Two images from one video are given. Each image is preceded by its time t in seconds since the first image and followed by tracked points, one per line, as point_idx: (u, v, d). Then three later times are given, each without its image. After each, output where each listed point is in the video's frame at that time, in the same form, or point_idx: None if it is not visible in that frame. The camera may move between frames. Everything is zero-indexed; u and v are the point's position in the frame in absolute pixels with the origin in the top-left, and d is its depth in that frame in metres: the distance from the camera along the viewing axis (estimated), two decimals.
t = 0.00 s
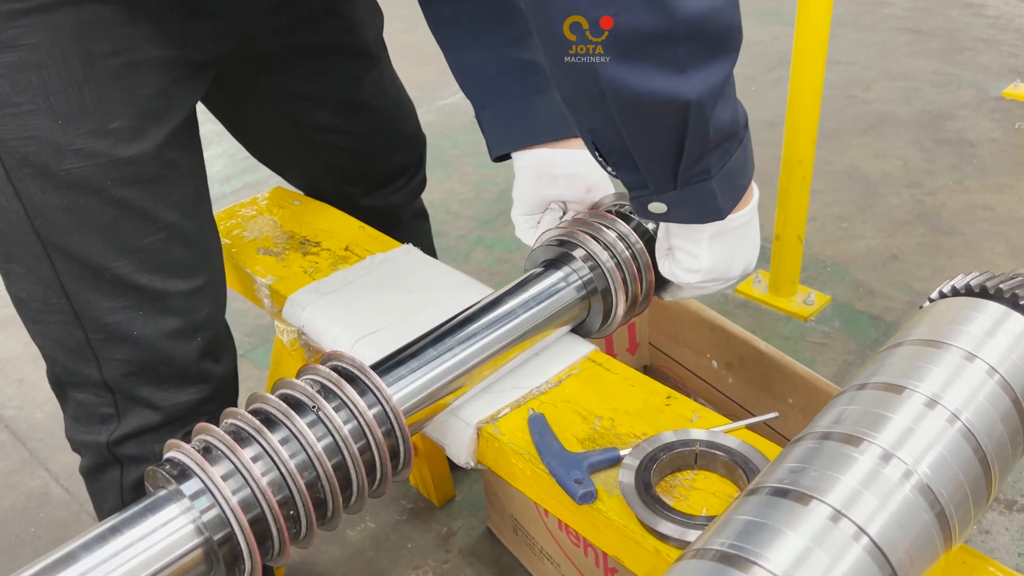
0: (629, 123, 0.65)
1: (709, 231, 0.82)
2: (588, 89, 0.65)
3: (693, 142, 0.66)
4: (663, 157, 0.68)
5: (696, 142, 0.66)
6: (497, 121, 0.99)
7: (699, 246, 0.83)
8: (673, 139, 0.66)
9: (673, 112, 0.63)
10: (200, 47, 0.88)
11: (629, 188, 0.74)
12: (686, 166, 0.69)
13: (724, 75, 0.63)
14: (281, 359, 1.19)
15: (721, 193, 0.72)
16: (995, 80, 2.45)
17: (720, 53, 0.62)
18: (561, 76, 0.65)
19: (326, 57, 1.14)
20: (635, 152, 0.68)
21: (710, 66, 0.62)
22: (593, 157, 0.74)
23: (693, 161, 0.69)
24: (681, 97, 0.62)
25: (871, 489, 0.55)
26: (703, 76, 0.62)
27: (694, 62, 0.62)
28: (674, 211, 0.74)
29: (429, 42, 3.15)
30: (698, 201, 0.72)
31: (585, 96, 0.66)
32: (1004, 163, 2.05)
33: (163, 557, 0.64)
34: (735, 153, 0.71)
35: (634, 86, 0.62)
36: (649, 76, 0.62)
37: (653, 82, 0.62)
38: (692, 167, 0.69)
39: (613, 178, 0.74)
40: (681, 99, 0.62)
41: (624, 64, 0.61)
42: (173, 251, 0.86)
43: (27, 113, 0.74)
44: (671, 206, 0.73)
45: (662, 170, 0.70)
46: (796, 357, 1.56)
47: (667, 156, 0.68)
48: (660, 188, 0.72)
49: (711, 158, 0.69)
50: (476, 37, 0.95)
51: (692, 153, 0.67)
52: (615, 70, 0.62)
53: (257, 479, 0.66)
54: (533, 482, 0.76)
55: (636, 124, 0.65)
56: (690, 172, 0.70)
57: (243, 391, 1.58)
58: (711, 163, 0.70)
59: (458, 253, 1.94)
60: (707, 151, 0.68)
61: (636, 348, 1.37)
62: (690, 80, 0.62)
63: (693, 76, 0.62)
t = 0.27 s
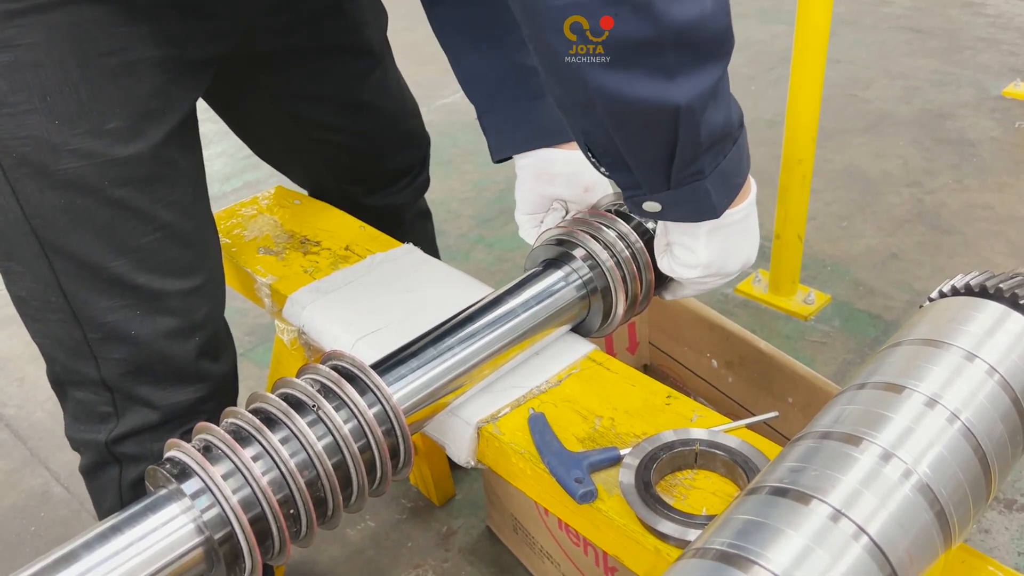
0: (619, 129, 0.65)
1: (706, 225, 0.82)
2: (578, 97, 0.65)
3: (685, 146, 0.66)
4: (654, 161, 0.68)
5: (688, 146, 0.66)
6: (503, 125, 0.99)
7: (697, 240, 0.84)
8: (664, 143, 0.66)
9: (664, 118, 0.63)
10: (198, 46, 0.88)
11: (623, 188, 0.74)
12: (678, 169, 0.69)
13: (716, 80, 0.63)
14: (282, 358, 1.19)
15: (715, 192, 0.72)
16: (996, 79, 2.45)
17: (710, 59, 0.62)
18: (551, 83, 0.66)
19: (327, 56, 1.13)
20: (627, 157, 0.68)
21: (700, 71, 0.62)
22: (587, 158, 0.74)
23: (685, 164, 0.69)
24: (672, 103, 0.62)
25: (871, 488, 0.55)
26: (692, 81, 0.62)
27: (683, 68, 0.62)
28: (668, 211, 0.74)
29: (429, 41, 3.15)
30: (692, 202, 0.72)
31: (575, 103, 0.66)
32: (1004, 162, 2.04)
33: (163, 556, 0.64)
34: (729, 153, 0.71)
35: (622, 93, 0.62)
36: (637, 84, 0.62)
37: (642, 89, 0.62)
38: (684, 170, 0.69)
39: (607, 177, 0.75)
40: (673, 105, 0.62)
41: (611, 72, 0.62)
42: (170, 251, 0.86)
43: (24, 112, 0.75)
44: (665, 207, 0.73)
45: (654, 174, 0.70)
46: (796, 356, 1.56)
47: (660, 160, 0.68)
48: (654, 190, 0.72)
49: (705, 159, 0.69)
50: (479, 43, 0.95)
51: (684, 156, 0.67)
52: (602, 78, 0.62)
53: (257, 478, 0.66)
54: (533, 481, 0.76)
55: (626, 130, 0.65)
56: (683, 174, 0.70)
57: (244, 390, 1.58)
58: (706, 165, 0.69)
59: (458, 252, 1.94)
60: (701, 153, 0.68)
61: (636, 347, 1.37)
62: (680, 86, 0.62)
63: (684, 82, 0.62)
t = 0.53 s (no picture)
0: (614, 133, 0.65)
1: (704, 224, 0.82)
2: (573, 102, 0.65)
3: (680, 148, 0.66)
4: (650, 163, 0.68)
5: (684, 148, 0.66)
6: (505, 132, 0.99)
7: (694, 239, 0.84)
8: (659, 146, 0.66)
9: (659, 122, 0.63)
10: (197, 46, 0.88)
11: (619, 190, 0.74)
12: (674, 171, 0.69)
13: (711, 84, 0.63)
14: (282, 357, 1.19)
15: (712, 193, 0.72)
16: (996, 78, 2.45)
17: (704, 62, 0.63)
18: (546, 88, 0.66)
19: (327, 56, 1.13)
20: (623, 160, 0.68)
21: (693, 75, 0.63)
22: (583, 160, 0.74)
23: (682, 166, 0.68)
24: (666, 107, 0.62)
25: (871, 487, 0.55)
26: (687, 86, 0.62)
27: (677, 72, 0.62)
28: (665, 212, 0.74)
29: (429, 40, 3.15)
30: (688, 203, 0.72)
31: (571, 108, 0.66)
32: (1005, 161, 2.04)
33: (163, 555, 0.64)
34: (725, 154, 0.71)
35: (616, 98, 0.62)
36: (632, 88, 0.62)
37: (635, 93, 0.62)
38: (680, 172, 0.69)
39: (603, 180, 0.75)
40: (668, 109, 0.62)
41: (606, 77, 0.62)
42: (169, 251, 0.86)
43: (22, 112, 0.75)
44: (662, 208, 0.73)
45: (650, 176, 0.70)
46: (796, 355, 1.56)
47: (655, 162, 0.68)
48: (650, 191, 0.72)
49: (701, 161, 0.69)
50: (479, 50, 0.95)
51: (680, 159, 0.67)
52: (597, 83, 0.62)
53: (257, 477, 0.66)
54: (534, 480, 0.76)
55: (620, 134, 0.65)
56: (679, 176, 0.70)
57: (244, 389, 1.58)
58: (702, 166, 0.69)
59: (459, 251, 1.94)
60: (697, 155, 0.68)
61: (637, 347, 1.37)
62: (674, 90, 0.62)
63: (678, 85, 0.62)
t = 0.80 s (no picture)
0: (597, 137, 0.65)
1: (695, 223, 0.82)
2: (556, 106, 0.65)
3: (665, 152, 0.66)
4: (634, 166, 0.68)
5: (669, 151, 0.66)
6: (506, 135, 0.98)
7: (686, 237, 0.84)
8: (642, 150, 0.66)
9: (643, 126, 0.63)
10: (197, 45, 0.88)
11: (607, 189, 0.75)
12: (660, 173, 0.69)
13: (696, 88, 0.63)
14: (282, 357, 1.19)
15: (701, 193, 0.72)
16: (996, 78, 2.45)
17: (687, 67, 0.62)
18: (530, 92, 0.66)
19: (327, 55, 1.13)
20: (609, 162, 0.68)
21: (677, 79, 0.62)
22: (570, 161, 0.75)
23: (668, 168, 0.68)
24: (649, 112, 0.62)
25: (872, 486, 0.55)
26: (669, 91, 0.62)
27: (659, 77, 0.62)
28: (653, 211, 0.74)
29: (429, 39, 3.15)
30: (675, 203, 0.72)
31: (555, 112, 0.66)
32: (1004, 161, 2.04)
33: (165, 554, 0.64)
34: (715, 156, 0.70)
35: (597, 105, 0.62)
36: (612, 95, 0.62)
37: (616, 100, 0.62)
38: (667, 174, 0.69)
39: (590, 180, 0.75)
40: (651, 114, 0.62)
41: (586, 84, 0.62)
42: (170, 250, 0.86)
43: (23, 112, 0.75)
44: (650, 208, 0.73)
45: (635, 179, 0.70)
46: (796, 355, 1.56)
47: (641, 165, 0.68)
48: (637, 192, 0.72)
49: (689, 163, 0.69)
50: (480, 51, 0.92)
51: (665, 161, 0.67)
52: (576, 91, 0.62)
53: (258, 476, 0.66)
54: (534, 480, 0.76)
55: (603, 139, 0.65)
56: (666, 178, 0.70)
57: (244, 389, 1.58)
58: (690, 169, 0.69)
59: (459, 251, 1.94)
60: (684, 157, 0.68)
61: (637, 346, 1.37)
62: (657, 95, 0.62)
63: (660, 90, 0.62)
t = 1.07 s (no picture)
0: (593, 144, 0.65)
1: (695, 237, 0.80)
2: (552, 112, 0.65)
3: (660, 161, 0.66)
4: (632, 174, 0.68)
5: (665, 160, 0.66)
6: (500, 134, 0.97)
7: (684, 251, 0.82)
8: (637, 158, 0.66)
9: (639, 134, 0.63)
10: (196, 45, 0.88)
11: (600, 199, 0.75)
12: (656, 183, 0.69)
13: (693, 94, 0.63)
14: (281, 357, 1.19)
15: (695, 207, 0.72)
16: (996, 78, 2.45)
17: (686, 74, 0.63)
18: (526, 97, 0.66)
19: (327, 55, 1.13)
20: (604, 170, 0.68)
21: (675, 85, 0.62)
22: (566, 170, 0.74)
23: (663, 179, 0.69)
24: (646, 118, 0.62)
25: (870, 488, 0.55)
26: (666, 97, 0.62)
27: (658, 83, 0.62)
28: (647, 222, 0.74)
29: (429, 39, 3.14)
30: (669, 214, 0.72)
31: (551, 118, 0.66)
32: (1004, 161, 2.04)
33: (164, 555, 0.64)
34: (708, 169, 0.71)
35: (594, 109, 0.62)
36: (609, 100, 0.62)
37: (613, 105, 0.62)
38: (662, 184, 0.69)
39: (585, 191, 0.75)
40: (648, 120, 0.62)
41: (585, 88, 0.62)
42: (169, 250, 0.86)
43: (22, 112, 0.75)
44: (644, 218, 0.73)
45: (631, 188, 0.70)
46: (795, 355, 1.56)
47: (636, 174, 0.68)
48: (632, 204, 0.72)
49: (684, 174, 0.69)
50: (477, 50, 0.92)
51: (661, 171, 0.67)
52: (576, 95, 0.62)
53: (257, 478, 0.66)
54: (533, 481, 0.76)
55: (600, 145, 0.65)
56: (661, 188, 0.70)
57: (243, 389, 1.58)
58: (685, 180, 0.69)
59: (458, 251, 1.94)
60: (679, 168, 0.68)
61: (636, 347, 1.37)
62: (654, 101, 0.62)
63: (658, 96, 0.62)
